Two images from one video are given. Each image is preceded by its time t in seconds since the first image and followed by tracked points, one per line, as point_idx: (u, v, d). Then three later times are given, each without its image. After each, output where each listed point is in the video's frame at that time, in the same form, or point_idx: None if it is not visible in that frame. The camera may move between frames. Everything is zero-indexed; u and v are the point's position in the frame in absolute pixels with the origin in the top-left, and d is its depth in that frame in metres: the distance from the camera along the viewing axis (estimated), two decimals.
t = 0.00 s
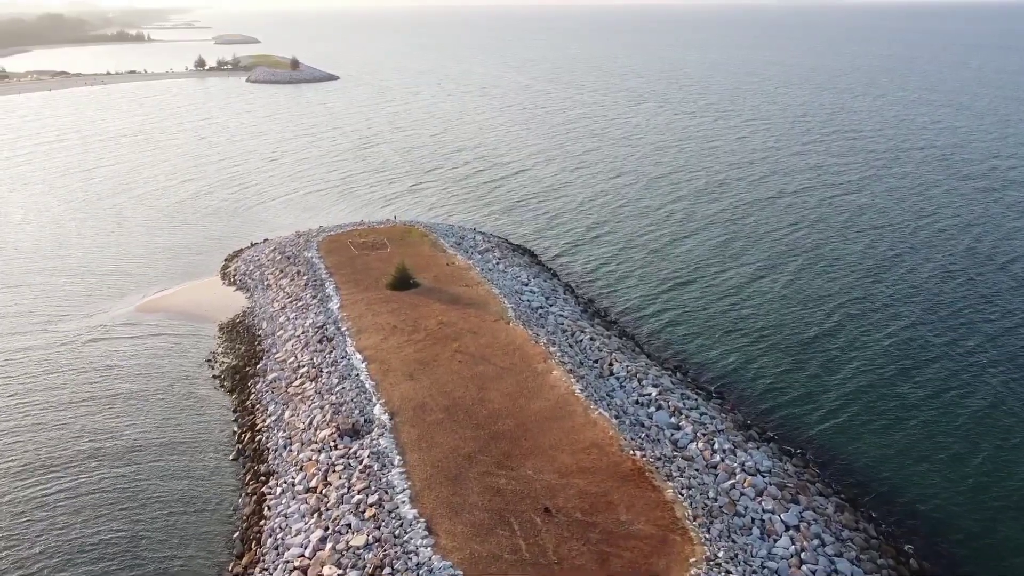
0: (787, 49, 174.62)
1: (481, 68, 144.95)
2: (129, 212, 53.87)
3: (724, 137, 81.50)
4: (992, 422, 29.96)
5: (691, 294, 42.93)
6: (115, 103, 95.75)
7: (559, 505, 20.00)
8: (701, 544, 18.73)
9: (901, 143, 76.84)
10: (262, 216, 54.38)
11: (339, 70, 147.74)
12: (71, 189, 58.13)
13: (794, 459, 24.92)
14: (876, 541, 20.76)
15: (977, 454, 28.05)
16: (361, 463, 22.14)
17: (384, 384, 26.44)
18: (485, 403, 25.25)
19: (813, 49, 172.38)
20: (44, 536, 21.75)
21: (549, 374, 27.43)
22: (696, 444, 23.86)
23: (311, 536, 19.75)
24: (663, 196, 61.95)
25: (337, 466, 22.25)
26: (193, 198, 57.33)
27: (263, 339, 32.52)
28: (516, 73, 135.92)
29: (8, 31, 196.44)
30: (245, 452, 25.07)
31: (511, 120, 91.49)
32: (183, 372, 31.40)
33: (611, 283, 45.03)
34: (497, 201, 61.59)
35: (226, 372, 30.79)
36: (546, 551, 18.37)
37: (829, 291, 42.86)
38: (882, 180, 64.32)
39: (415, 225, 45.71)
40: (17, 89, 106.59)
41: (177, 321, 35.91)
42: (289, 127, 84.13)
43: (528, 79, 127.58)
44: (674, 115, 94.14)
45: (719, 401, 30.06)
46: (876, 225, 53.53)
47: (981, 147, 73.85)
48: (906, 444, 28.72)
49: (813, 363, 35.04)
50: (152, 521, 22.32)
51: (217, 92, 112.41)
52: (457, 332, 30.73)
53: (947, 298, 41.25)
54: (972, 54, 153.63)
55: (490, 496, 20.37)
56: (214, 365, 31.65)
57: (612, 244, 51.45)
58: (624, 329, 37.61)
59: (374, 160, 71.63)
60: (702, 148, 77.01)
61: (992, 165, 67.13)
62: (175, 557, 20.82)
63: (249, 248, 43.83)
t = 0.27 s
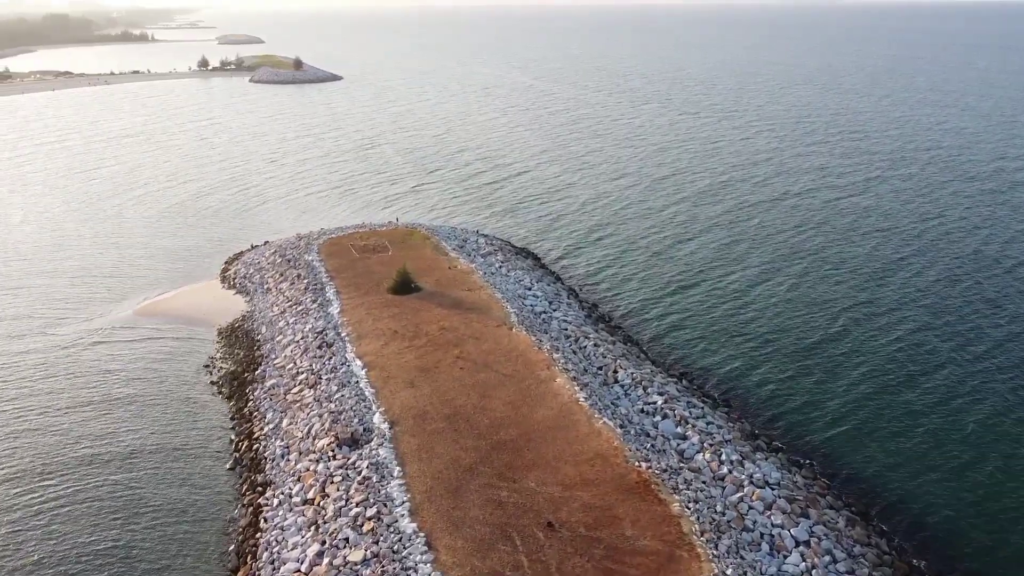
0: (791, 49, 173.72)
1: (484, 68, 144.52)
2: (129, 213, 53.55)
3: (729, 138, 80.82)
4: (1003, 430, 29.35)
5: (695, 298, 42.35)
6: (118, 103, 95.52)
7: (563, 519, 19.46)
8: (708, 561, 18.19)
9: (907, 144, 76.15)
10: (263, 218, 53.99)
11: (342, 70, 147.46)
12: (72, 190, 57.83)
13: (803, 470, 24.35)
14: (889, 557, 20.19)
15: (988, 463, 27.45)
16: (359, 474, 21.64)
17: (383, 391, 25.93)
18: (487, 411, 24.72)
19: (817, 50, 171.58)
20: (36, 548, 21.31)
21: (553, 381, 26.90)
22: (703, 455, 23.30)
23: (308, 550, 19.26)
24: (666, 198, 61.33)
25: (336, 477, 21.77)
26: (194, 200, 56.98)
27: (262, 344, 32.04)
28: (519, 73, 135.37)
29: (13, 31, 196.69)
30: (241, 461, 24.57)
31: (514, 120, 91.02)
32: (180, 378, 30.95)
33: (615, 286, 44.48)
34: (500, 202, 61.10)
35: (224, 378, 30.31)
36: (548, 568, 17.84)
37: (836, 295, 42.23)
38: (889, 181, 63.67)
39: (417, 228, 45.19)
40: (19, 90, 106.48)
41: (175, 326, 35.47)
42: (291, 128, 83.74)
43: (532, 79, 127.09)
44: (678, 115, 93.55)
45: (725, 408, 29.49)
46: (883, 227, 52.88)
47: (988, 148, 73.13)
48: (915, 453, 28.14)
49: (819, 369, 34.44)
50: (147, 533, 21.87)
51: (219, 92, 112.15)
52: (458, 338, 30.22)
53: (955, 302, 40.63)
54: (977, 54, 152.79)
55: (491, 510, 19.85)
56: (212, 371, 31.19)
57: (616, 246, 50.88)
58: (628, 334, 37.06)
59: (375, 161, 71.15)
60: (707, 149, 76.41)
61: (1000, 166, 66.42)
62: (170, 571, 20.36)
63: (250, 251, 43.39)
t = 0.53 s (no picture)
0: (796, 49, 172.95)
1: (487, 68, 144.16)
2: (130, 215, 53.22)
3: (733, 139, 80.22)
4: (1015, 439, 28.73)
5: (699, 302, 41.78)
6: (120, 103, 95.28)
7: (567, 534, 18.91)
8: None
9: (914, 145, 75.44)
10: (264, 220, 53.58)
11: (345, 70, 147.13)
12: (73, 191, 57.52)
13: (812, 482, 23.79)
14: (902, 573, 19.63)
15: (1000, 474, 26.86)
16: (358, 486, 21.13)
17: (383, 399, 25.42)
18: (489, 421, 24.19)
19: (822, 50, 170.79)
20: (27, 560, 20.85)
21: (556, 390, 26.37)
22: (710, 467, 22.77)
23: (304, 566, 18.77)
24: (670, 199, 60.76)
25: (334, 489, 21.27)
26: (195, 201, 56.60)
27: (261, 350, 31.55)
28: (522, 73, 134.94)
29: (18, 31, 196.99)
30: (238, 471, 24.07)
31: (517, 121, 90.53)
32: (177, 384, 30.43)
33: (619, 289, 43.91)
34: (503, 203, 60.59)
35: (222, 384, 29.81)
36: None
37: (843, 299, 41.61)
38: (895, 183, 62.98)
39: (419, 230, 44.71)
40: (22, 90, 106.36)
41: (173, 330, 35.03)
42: (293, 128, 83.39)
43: (535, 79, 126.58)
44: (682, 116, 92.95)
45: (732, 417, 28.92)
46: (890, 229, 52.23)
47: (996, 149, 72.40)
48: (926, 463, 27.50)
49: (826, 376, 33.84)
50: (140, 544, 21.39)
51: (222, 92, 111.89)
52: (460, 344, 29.70)
53: (964, 306, 39.99)
54: (983, 54, 151.88)
55: (492, 524, 19.33)
56: (210, 376, 30.71)
57: (619, 248, 50.32)
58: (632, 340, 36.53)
59: (378, 161, 70.74)
60: (712, 149, 75.80)
61: (1008, 168, 65.69)
62: None
63: (250, 253, 42.95)
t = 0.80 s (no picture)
0: (800, 49, 172.14)
1: (491, 69, 143.69)
2: (130, 216, 52.87)
3: (738, 139, 79.57)
4: None
5: (705, 306, 41.19)
6: (123, 103, 95.01)
7: (570, 550, 18.41)
8: None
9: (920, 146, 74.72)
10: (264, 222, 53.17)
11: (348, 70, 146.75)
12: (74, 193, 57.22)
13: (822, 495, 23.23)
14: None
15: (1013, 485, 26.26)
16: (356, 498, 20.63)
17: (383, 408, 24.90)
18: (491, 430, 23.67)
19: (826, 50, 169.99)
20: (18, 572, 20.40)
21: (559, 398, 25.84)
22: (718, 479, 22.24)
23: None
24: (675, 200, 60.18)
25: (332, 500, 20.77)
26: (196, 203, 56.24)
27: (261, 355, 31.07)
28: (526, 74, 134.45)
29: (22, 31, 197.08)
30: (235, 481, 23.58)
31: (520, 121, 90.03)
32: (175, 390, 29.97)
33: (623, 293, 43.35)
34: (505, 205, 60.09)
35: (220, 390, 29.33)
36: None
37: (850, 303, 40.99)
38: (902, 184, 62.31)
39: (421, 233, 44.22)
40: (25, 90, 106.19)
41: (172, 334, 34.59)
42: (295, 129, 82.98)
43: (538, 80, 126.02)
44: (686, 117, 92.32)
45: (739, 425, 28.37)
46: (897, 231, 51.58)
47: (1004, 151, 71.66)
48: (936, 474, 26.93)
49: (834, 383, 33.26)
50: (133, 556, 20.92)
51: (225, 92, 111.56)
52: (462, 350, 29.19)
53: (973, 311, 39.38)
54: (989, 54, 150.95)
55: (494, 539, 18.80)
56: (208, 382, 30.24)
57: (623, 251, 49.76)
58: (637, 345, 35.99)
59: (380, 162, 70.31)
60: (716, 150, 75.19)
61: (1016, 170, 64.97)
62: None
63: (251, 256, 42.50)
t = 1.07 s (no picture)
0: (804, 49, 171.44)
1: (495, 69, 143.25)
2: (130, 218, 52.52)
3: (743, 140, 78.92)
4: None
5: (710, 311, 40.60)
6: (125, 104, 94.69)
7: (574, 567, 17.91)
8: None
9: (928, 147, 73.95)
10: (265, 223, 52.74)
11: (351, 70, 146.33)
12: (74, 194, 56.88)
13: (832, 508, 22.68)
14: None
15: None
16: (355, 510, 20.12)
17: (382, 416, 24.39)
18: (493, 440, 23.15)
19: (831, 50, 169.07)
20: None
21: (563, 407, 25.32)
22: (725, 492, 21.70)
23: None
24: (680, 202, 59.57)
25: (329, 513, 20.27)
26: (197, 204, 55.84)
27: (259, 361, 30.55)
28: (530, 74, 133.96)
29: (26, 31, 197.18)
30: (232, 491, 23.06)
31: (523, 122, 89.50)
32: (172, 396, 29.48)
33: (627, 297, 42.80)
34: (508, 206, 59.54)
35: (218, 396, 28.84)
36: None
37: (858, 307, 40.34)
38: (910, 186, 61.57)
39: (424, 236, 43.71)
40: (28, 90, 106.04)
41: (170, 339, 34.13)
42: (298, 129, 82.60)
43: (542, 80, 125.41)
44: (691, 117, 91.64)
45: (746, 434, 27.78)
46: (905, 234, 50.89)
47: (1013, 152, 70.86)
48: (949, 486, 26.32)
49: (843, 390, 32.65)
50: (126, 567, 20.43)
51: (228, 92, 111.23)
52: (463, 356, 28.67)
53: (983, 316, 38.72)
54: (994, 54, 149.90)
55: (495, 555, 18.30)
56: (206, 388, 29.76)
57: (627, 254, 49.20)
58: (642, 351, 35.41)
59: (382, 163, 69.87)
60: (722, 151, 74.51)
61: None
62: None
63: (251, 259, 42.03)
